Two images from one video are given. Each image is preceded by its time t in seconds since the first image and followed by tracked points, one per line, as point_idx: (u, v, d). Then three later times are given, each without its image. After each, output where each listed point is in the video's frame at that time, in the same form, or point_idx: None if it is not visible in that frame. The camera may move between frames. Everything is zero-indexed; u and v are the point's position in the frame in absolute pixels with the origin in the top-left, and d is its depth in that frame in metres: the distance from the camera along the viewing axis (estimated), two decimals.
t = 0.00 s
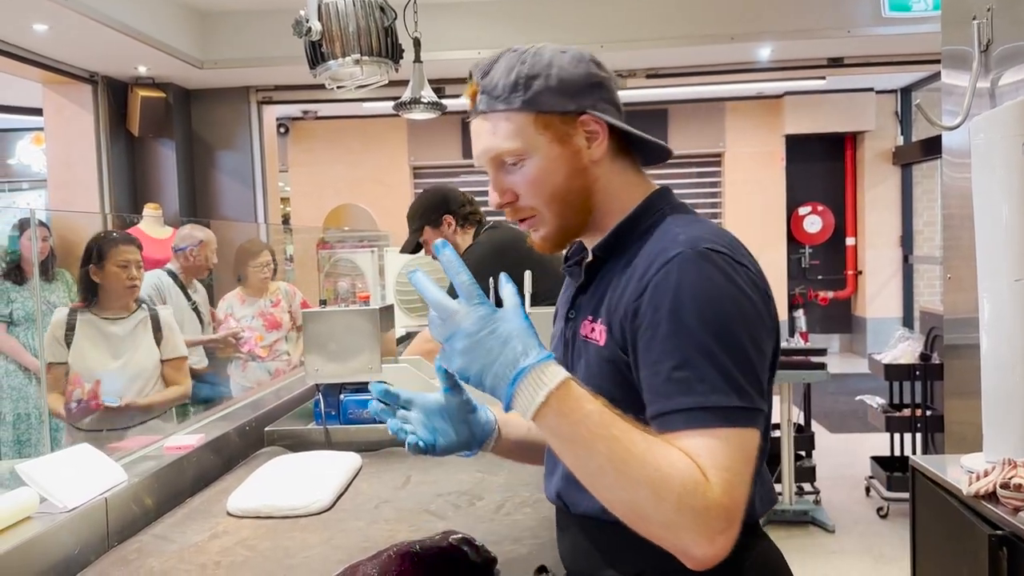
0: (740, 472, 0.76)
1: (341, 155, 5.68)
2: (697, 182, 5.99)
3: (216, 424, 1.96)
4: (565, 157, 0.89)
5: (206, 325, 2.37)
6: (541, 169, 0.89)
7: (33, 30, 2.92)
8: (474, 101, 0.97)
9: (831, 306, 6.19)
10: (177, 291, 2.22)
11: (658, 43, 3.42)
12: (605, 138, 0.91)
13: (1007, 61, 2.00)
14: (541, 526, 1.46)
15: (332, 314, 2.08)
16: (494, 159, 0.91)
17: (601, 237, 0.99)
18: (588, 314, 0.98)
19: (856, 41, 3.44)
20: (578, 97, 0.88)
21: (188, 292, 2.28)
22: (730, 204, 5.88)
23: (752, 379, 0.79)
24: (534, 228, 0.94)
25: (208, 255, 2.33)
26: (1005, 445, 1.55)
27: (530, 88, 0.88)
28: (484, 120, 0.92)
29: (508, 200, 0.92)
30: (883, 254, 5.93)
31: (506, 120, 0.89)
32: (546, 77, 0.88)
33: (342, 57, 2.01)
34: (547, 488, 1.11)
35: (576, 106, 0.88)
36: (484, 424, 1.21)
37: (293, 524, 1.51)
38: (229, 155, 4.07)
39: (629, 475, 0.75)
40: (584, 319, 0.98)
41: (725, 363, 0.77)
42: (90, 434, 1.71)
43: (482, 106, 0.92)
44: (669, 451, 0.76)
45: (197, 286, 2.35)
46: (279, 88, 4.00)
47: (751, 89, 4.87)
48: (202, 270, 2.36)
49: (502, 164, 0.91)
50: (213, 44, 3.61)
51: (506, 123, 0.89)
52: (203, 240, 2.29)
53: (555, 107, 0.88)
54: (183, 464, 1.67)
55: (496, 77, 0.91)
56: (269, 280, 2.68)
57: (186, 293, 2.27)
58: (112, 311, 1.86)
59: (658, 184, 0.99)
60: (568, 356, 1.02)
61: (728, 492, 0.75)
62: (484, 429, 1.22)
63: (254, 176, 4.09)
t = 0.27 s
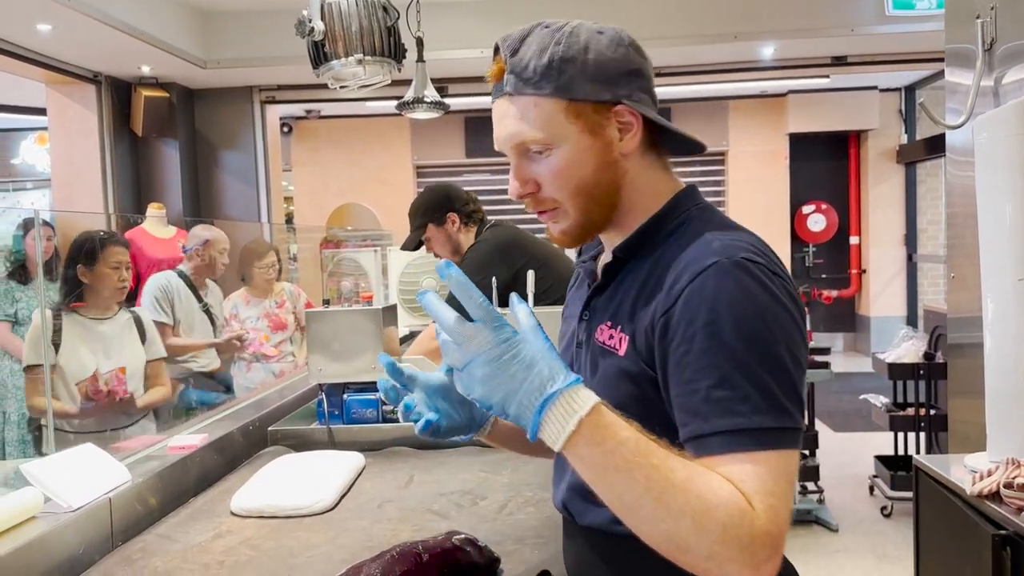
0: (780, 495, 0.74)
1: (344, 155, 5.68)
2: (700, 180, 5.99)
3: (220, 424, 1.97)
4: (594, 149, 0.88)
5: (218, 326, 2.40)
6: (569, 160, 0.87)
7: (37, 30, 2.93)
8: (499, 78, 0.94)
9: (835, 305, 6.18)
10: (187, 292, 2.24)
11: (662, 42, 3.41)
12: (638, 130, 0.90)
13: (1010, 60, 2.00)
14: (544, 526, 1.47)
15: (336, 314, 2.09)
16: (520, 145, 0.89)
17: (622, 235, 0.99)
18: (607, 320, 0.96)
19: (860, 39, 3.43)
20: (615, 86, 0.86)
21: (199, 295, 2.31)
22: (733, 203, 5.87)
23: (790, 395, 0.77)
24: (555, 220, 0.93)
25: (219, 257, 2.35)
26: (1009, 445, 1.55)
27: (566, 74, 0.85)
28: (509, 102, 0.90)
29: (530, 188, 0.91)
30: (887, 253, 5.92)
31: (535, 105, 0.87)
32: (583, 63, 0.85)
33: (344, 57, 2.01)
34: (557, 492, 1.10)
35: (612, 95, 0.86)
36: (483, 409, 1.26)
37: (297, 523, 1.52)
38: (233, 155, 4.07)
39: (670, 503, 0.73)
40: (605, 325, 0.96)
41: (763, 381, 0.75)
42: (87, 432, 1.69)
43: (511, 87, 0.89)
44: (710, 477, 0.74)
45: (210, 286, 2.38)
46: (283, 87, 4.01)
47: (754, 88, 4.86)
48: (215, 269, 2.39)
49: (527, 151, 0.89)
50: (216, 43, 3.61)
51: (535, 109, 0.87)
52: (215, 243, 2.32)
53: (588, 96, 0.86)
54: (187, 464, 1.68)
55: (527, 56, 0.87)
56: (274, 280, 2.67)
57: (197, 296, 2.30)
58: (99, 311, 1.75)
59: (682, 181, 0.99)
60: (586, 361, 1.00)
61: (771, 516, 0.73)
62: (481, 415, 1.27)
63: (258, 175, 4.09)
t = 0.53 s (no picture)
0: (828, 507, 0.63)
1: (346, 154, 5.70)
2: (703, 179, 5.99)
3: (223, 422, 1.97)
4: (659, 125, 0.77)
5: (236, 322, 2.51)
6: (633, 132, 0.75)
7: (40, 30, 2.93)
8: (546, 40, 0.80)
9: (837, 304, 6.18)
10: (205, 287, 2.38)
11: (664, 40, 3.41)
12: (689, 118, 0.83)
13: (1013, 59, 1.99)
14: (546, 525, 1.46)
15: (337, 313, 2.09)
16: (596, 105, 0.75)
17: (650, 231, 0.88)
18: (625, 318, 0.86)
19: (863, 38, 3.42)
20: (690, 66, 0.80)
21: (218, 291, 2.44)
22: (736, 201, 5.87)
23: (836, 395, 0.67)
24: (598, 202, 0.80)
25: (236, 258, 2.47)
26: (1011, 445, 1.55)
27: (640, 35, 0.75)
28: (579, 58, 0.75)
29: (598, 157, 0.76)
30: (890, 251, 5.91)
31: (592, 61, 0.75)
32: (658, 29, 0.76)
33: (347, 56, 2.01)
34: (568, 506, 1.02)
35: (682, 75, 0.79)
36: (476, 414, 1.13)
37: (299, 523, 1.52)
38: (235, 153, 4.08)
39: (709, 523, 0.60)
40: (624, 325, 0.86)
41: (810, 377, 0.64)
42: (80, 434, 1.66)
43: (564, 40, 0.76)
44: (747, 487, 0.62)
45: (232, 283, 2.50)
46: (285, 86, 4.01)
47: (757, 86, 4.86)
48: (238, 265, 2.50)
49: (600, 114, 0.75)
50: (219, 43, 3.62)
51: (607, 63, 0.75)
52: (233, 242, 2.43)
53: (673, 70, 0.77)
54: (190, 463, 1.68)
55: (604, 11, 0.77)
56: (284, 281, 2.70)
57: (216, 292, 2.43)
58: (77, 310, 1.69)
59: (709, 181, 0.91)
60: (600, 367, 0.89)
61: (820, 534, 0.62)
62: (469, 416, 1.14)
63: (260, 174, 4.10)
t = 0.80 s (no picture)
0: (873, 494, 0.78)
1: (348, 153, 5.70)
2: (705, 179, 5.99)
3: (224, 420, 1.97)
4: (705, 127, 0.91)
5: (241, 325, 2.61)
6: (690, 131, 0.89)
7: (42, 27, 2.93)
8: (593, 39, 0.92)
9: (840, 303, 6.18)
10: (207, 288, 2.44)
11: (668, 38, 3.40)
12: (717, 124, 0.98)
13: (1018, 57, 1.99)
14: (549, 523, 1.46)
15: (340, 310, 2.09)
16: (649, 109, 0.88)
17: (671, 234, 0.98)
18: (653, 318, 0.93)
19: (866, 37, 3.42)
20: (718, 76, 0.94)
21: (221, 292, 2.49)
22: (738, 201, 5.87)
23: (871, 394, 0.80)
24: (654, 194, 0.91)
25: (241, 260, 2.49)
26: (1014, 443, 1.55)
27: (697, 48, 0.89)
28: (632, 64, 0.88)
29: (651, 160, 0.88)
30: (893, 251, 5.90)
31: (659, 65, 0.87)
32: (707, 45, 0.91)
33: (349, 54, 2.01)
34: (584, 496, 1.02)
35: (718, 86, 0.94)
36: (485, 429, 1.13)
37: (302, 520, 1.52)
38: (238, 151, 4.08)
39: (784, 541, 0.76)
40: (652, 328, 0.92)
41: (859, 384, 0.77)
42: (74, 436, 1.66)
43: (628, 43, 0.88)
44: (804, 498, 0.77)
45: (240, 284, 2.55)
46: (288, 85, 4.00)
47: (759, 85, 4.85)
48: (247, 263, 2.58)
49: (652, 119, 0.88)
50: (221, 41, 3.62)
51: (673, 69, 0.88)
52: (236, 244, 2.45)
53: (708, 77, 0.92)
54: (193, 461, 1.68)
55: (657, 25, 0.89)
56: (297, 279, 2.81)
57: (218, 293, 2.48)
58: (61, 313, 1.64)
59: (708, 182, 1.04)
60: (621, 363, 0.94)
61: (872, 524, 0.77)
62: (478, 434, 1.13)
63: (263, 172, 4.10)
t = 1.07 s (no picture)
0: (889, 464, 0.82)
1: (349, 152, 5.69)
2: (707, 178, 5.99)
3: (227, 418, 1.97)
4: (701, 132, 0.92)
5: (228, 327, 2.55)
6: (685, 138, 0.90)
7: (45, 25, 2.93)
8: (593, 55, 0.94)
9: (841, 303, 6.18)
10: (190, 290, 2.41)
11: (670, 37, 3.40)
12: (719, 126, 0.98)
13: (1020, 57, 1.98)
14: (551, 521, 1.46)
15: (343, 310, 2.11)
16: (642, 114, 0.88)
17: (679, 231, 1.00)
18: (670, 310, 0.95)
19: (869, 36, 3.42)
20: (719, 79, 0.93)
21: (203, 292, 2.45)
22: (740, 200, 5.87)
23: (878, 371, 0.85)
24: (651, 199, 0.91)
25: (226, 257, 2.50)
26: (1016, 443, 1.55)
27: (691, 56, 0.89)
28: (626, 75, 0.89)
29: (646, 164, 0.89)
30: (895, 250, 5.90)
31: (651, 76, 0.88)
32: (702, 51, 0.90)
33: (352, 53, 2.01)
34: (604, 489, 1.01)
35: (717, 89, 0.94)
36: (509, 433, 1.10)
37: (304, 518, 1.52)
38: (240, 150, 4.08)
39: (817, 498, 0.76)
40: (667, 322, 0.95)
41: (870, 361, 0.82)
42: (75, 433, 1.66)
43: (626, 55, 0.89)
44: (830, 455, 0.79)
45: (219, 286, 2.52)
46: (290, 83, 4.01)
47: (761, 84, 4.85)
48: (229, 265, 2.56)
49: (644, 125, 0.89)
50: (224, 39, 3.62)
51: (663, 82, 0.88)
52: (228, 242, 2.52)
53: (704, 82, 0.91)
54: (195, 459, 1.68)
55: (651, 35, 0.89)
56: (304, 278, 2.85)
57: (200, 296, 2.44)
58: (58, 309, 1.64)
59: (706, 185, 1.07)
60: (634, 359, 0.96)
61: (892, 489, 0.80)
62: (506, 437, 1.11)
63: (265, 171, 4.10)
